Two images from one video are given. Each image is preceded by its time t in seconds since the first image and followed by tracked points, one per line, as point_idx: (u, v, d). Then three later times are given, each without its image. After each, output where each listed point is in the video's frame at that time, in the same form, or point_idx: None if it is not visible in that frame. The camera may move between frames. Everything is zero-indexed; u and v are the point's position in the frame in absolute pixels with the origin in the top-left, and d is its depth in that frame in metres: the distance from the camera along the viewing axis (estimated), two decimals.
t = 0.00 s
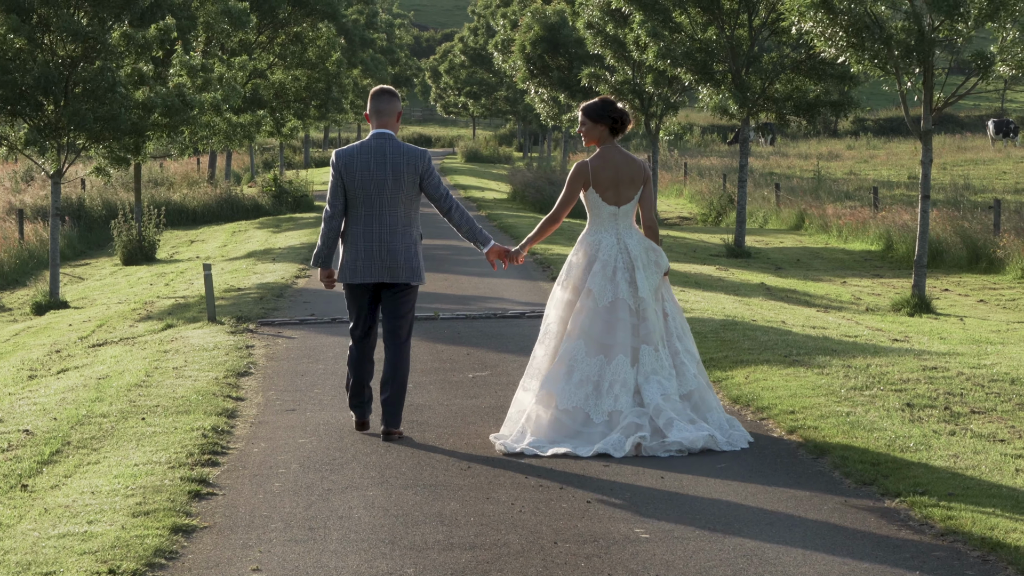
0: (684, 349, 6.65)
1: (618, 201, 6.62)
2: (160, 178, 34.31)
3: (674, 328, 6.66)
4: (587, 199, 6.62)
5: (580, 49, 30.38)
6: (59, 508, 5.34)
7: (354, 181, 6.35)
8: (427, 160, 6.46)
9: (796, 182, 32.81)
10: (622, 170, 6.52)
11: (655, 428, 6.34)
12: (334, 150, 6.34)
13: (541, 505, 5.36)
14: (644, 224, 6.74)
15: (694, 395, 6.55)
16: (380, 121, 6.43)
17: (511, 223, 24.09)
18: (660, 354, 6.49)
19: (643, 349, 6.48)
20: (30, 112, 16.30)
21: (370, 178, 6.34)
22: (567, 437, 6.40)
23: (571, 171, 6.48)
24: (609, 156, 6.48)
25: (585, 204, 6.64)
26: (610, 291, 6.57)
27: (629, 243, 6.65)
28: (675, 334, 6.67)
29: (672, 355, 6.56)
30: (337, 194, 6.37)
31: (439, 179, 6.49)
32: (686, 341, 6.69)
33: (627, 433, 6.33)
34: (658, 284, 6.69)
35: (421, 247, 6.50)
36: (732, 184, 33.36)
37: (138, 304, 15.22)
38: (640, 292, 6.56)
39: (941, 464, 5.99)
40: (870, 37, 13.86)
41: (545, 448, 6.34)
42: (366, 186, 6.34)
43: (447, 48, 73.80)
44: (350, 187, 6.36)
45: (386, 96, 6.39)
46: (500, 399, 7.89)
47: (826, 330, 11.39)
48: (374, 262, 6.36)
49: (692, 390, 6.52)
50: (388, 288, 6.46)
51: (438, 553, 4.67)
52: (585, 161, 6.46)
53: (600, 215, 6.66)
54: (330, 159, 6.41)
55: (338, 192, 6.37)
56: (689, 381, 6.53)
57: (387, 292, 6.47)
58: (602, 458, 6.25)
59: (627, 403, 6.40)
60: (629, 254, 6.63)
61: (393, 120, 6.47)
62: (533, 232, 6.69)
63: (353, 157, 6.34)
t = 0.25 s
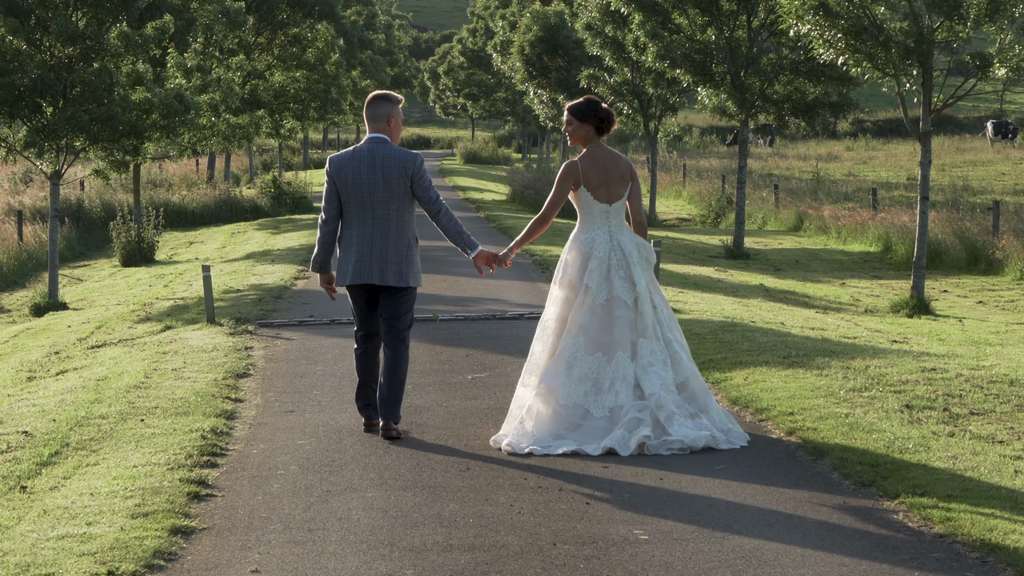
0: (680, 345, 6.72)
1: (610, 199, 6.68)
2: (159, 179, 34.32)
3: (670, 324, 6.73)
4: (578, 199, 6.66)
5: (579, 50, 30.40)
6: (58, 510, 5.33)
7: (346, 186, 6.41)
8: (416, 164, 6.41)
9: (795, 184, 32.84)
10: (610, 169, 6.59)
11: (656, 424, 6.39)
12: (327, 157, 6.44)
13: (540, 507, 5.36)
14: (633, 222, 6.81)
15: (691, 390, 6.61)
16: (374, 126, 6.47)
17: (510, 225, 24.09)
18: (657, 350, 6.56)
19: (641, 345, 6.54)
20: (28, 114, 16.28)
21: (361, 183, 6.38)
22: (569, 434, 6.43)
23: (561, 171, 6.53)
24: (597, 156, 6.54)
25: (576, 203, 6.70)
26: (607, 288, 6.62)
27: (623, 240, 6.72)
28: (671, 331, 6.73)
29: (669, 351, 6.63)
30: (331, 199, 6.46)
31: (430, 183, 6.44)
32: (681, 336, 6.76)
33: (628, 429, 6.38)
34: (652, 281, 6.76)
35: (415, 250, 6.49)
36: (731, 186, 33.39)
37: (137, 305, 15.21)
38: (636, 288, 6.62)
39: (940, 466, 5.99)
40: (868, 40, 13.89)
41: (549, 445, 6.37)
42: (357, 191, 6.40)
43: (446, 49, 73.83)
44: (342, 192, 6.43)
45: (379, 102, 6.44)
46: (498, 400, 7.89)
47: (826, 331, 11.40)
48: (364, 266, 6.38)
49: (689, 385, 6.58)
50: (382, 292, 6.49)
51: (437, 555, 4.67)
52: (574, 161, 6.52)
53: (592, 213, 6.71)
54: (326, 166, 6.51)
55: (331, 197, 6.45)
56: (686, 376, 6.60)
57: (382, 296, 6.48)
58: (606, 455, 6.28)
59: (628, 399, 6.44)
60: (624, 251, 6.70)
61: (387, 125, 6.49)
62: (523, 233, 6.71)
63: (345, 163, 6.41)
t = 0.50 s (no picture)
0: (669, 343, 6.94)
1: (599, 202, 6.86)
2: (158, 180, 34.32)
3: (659, 323, 6.93)
4: (569, 202, 6.83)
5: (577, 52, 30.41)
6: (57, 511, 5.33)
7: (338, 183, 6.57)
8: (402, 160, 6.48)
9: (794, 185, 32.87)
10: (599, 172, 6.80)
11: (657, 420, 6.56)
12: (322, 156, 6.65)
13: (539, 508, 5.36)
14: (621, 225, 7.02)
15: (683, 385, 6.82)
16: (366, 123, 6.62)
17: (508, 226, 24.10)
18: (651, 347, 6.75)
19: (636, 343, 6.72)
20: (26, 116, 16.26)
21: (349, 179, 6.53)
22: (571, 434, 6.54)
23: (553, 173, 6.68)
24: (587, 158, 6.73)
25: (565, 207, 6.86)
26: (600, 289, 6.78)
27: (611, 242, 6.90)
28: (660, 329, 6.93)
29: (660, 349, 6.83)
30: (326, 197, 6.66)
31: (416, 175, 6.49)
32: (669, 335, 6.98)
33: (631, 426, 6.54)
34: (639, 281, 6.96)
35: (407, 242, 6.58)
36: (730, 187, 33.42)
37: (136, 306, 15.21)
38: (627, 289, 6.81)
39: (939, 467, 5.99)
40: (866, 41, 13.89)
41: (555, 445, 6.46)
42: (347, 187, 6.55)
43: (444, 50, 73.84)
44: (335, 190, 6.61)
45: (369, 100, 6.59)
46: (497, 401, 7.89)
47: (824, 332, 11.40)
48: (356, 261, 6.54)
49: (683, 383, 6.80)
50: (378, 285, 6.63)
51: (436, 556, 4.67)
52: (566, 164, 6.69)
53: (581, 216, 6.87)
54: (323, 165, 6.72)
55: (326, 194, 6.66)
56: (678, 372, 6.81)
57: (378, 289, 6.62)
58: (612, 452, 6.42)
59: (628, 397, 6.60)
60: (613, 253, 6.88)
61: (378, 122, 6.62)
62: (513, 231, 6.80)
63: (336, 161, 6.58)
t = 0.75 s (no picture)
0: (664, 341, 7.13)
1: (596, 202, 7.07)
2: (158, 181, 34.32)
3: (655, 322, 7.12)
4: (569, 202, 7.01)
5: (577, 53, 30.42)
6: (58, 511, 5.33)
7: (340, 182, 6.65)
8: (398, 159, 6.49)
9: (794, 186, 32.86)
10: (596, 174, 7.00)
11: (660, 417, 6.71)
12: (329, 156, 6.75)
13: (540, 509, 5.36)
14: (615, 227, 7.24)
15: (680, 383, 7.00)
16: (369, 123, 6.67)
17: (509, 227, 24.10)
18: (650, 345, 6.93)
19: (636, 341, 6.90)
20: (26, 116, 16.25)
21: (349, 178, 6.59)
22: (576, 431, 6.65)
23: (556, 171, 6.84)
24: (587, 158, 6.91)
25: (565, 206, 7.03)
26: (600, 289, 6.94)
27: (609, 242, 7.09)
28: (656, 327, 7.11)
29: (658, 347, 7.02)
30: (331, 196, 6.77)
31: (412, 174, 6.50)
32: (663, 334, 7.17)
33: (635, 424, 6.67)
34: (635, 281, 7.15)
35: (405, 240, 6.60)
36: (730, 188, 33.42)
37: (137, 307, 15.21)
38: (626, 288, 6.99)
39: (939, 469, 5.99)
40: (866, 41, 13.88)
41: (563, 442, 6.56)
42: (347, 186, 6.61)
43: (445, 52, 73.85)
44: (338, 188, 6.69)
45: (373, 100, 6.65)
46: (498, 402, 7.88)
47: (825, 334, 11.39)
48: (354, 259, 6.59)
49: (680, 381, 6.97)
50: (378, 282, 6.67)
51: (437, 557, 4.67)
52: (568, 163, 6.86)
53: (580, 216, 7.05)
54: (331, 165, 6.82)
55: (332, 193, 6.76)
56: (676, 370, 6.99)
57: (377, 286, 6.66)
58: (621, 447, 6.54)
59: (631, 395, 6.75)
60: (612, 252, 7.07)
61: (380, 120, 6.65)
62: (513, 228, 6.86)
63: (338, 160, 6.67)
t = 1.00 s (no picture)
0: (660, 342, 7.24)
1: (599, 205, 7.10)
2: (159, 183, 34.33)
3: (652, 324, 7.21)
4: (574, 203, 7.01)
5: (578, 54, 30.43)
6: (59, 513, 5.33)
7: (349, 185, 6.75)
8: (402, 163, 6.54)
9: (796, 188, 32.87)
10: (600, 178, 7.03)
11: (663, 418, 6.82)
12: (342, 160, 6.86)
13: (540, 510, 5.35)
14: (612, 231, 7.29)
15: (677, 384, 7.13)
16: (378, 127, 6.75)
17: (510, 228, 24.10)
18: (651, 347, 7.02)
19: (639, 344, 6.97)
20: (27, 118, 16.26)
21: (355, 181, 6.67)
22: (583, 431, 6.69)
23: (562, 174, 6.84)
24: (590, 162, 6.94)
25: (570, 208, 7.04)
26: (605, 291, 6.97)
27: (610, 244, 7.13)
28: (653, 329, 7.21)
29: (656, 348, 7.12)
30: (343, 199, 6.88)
31: (415, 178, 6.53)
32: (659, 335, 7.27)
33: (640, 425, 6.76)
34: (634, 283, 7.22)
35: (408, 244, 6.63)
36: (731, 189, 33.42)
37: (137, 309, 15.22)
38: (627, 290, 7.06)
39: (941, 470, 5.98)
40: (869, 42, 13.85)
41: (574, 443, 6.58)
42: (354, 189, 6.70)
43: (446, 54, 73.86)
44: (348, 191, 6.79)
45: (382, 105, 6.72)
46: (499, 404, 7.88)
47: (826, 336, 11.39)
48: (358, 261, 6.66)
49: (677, 383, 7.10)
50: (382, 286, 6.70)
51: (438, 559, 4.67)
52: (573, 166, 6.87)
53: (584, 218, 7.06)
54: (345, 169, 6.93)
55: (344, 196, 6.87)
56: (674, 371, 7.11)
57: (381, 290, 6.70)
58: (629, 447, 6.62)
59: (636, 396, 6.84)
60: (614, 254, 7.11)
61: (388, 124, 6.70)
62: (518, 233, 6.84)
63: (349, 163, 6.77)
